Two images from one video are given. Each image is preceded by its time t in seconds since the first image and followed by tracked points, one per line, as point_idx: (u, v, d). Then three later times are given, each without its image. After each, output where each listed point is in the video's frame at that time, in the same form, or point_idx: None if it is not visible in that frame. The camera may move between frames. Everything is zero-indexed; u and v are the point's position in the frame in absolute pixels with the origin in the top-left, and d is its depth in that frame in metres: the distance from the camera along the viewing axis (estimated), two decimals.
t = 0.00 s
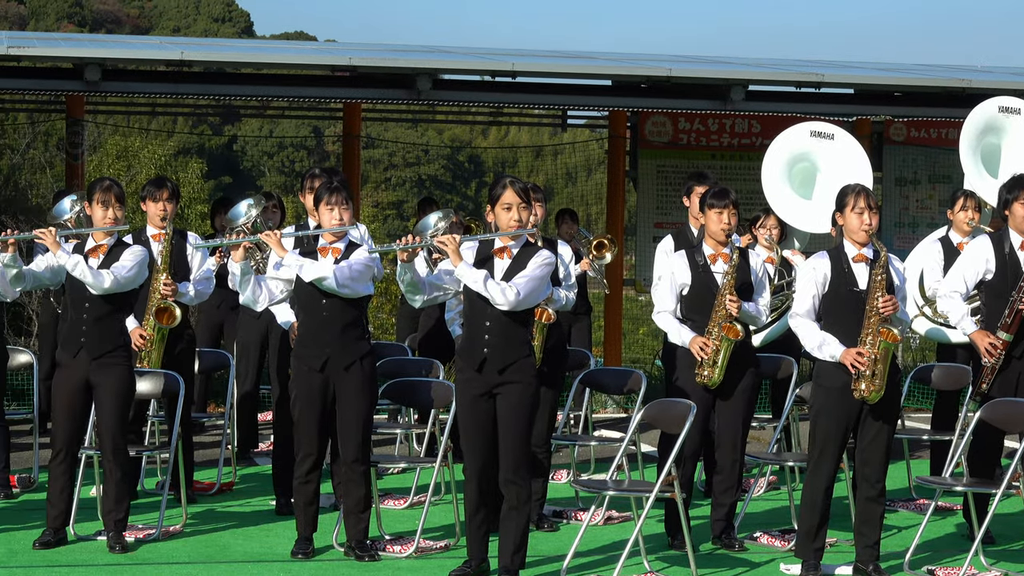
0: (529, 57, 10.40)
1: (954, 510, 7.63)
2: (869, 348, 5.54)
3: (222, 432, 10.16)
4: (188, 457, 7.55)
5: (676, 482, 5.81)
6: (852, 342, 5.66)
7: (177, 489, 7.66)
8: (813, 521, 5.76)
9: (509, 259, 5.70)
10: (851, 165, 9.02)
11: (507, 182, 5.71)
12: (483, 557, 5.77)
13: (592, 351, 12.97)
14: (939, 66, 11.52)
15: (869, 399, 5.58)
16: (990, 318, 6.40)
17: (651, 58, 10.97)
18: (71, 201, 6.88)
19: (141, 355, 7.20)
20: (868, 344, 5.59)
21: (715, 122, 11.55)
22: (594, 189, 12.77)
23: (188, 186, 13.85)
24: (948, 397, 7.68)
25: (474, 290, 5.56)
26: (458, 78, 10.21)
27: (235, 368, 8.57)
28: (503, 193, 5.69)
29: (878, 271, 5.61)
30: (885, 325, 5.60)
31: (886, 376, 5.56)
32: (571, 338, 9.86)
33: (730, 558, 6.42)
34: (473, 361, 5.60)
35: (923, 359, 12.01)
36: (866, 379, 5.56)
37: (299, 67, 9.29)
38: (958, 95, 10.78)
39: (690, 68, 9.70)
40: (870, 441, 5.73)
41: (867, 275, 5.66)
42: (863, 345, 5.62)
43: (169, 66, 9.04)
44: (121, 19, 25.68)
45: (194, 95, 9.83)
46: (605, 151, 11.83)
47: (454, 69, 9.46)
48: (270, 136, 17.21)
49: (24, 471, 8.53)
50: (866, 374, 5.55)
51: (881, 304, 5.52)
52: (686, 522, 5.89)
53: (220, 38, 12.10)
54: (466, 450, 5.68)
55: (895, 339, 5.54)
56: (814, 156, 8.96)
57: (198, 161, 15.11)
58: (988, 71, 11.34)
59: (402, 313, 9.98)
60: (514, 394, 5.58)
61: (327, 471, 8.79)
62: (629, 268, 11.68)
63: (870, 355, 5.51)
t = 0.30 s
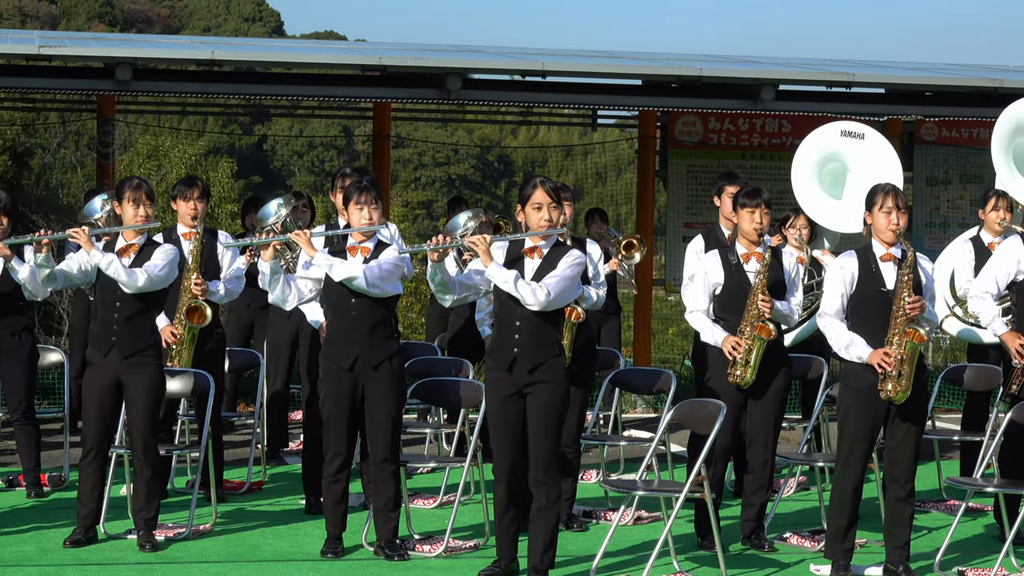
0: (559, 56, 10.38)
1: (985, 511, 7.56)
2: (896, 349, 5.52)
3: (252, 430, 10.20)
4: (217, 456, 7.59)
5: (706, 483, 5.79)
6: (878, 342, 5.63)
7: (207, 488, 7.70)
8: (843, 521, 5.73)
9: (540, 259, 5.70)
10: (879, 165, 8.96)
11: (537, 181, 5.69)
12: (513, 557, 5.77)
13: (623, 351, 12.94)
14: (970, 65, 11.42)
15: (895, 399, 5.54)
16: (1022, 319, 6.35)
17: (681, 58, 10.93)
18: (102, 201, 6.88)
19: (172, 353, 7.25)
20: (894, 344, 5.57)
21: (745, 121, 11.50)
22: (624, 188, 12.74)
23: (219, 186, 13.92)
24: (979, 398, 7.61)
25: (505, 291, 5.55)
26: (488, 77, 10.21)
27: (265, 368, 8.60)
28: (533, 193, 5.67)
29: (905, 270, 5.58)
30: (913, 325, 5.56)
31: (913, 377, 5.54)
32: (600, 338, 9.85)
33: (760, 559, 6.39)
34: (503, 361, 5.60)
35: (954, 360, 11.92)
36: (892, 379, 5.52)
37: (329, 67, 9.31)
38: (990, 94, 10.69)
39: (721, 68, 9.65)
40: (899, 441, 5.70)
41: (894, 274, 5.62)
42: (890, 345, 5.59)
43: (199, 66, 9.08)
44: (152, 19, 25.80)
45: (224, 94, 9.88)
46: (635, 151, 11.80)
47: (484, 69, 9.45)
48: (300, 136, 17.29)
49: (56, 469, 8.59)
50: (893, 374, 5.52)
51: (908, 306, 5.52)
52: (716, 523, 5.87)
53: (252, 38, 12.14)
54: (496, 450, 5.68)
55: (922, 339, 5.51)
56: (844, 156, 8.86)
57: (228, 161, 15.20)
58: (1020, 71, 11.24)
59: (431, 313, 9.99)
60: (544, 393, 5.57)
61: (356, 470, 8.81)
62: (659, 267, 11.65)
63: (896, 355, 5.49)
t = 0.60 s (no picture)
0: (584, 56, 10.36)
1: (1012, 511, 7.50)
2: (918, 348, 5.50)
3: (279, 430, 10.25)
4: (243, 455, 7.62)
5: (732, 483, 5.76)
6: (900, 341, 5.60)
7: (233, 487, 7.73)
8: (867, 521, 5.70)
9: (566, 259, 5.69)
10: (906, 166, 8.98)
11: (563, 181, 5.68)
12: (538, 556, 5.77)
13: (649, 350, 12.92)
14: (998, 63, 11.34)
15: (918, 398, 5.50)
16: None
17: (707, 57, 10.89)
18: (128, 200, 6.93)
19: (197, 352, 7.30)
20: (917, 344, 5.54)
21: (771, 121, 11.46)
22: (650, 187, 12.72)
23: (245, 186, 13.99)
24: (1006, 399, 7.54)
25: (531, 290, 5.55)
26: (513, 77, 10.21)
27: (291, 367, 8.64)
28: (559, 193, 5.66)
29: (927, 269, 5.54)
30: (934, 323, 5.53)
31: (936, 375, 5.50)
32: (626, 337, 9.83)
33: (787, 559, 6.36)
34: (529, 360, 5.60)
35: (981, 360, 11.85)
36: (915, 379, 5.48)
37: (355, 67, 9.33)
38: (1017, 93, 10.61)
39: (747, 67, 9.61)
40: (923, 440, 5.65)
41: (916, 273, 5.59)
42: (912, 344, 5.56)
43: (226, 65, 9.13)
44: (178, 19, 25.94)
45: (252, 94, 9.94)
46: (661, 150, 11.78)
47: (509, 69, 9.45)
48: (326, 136, 17.36)
49: (84, 468, 8.65)
50: (915, 373, 5.48)
51: (929, 304, 5.47)
52: (742, 523, 5.84)
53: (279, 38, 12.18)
54: (522, 450, 5.68)
55: (944, 338, 5.48)
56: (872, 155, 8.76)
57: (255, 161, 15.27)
58: None
59: (456, 312, 9.99)
60: (570, 393, 5.57)
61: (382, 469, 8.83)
62: (685, 267, 11.62)
63: (918, 354, 5.45)
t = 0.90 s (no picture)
0: (611, 55, 10.34)
1: None
2: (944, 347, 5.45)
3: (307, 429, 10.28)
4: (271, 455, 7.65)
5: (760, 483, 5.73)
6: (926, 341, 5.55)
7: (261, 487, 7.76)
8: (895, 522, 5.66)
9: (593, 259, 5.68)
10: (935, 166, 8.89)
11: (590, 181, 5.67)
12: (566, 556, 5.76)
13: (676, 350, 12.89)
14: None
15: (945, 398, 5.45)
16: None
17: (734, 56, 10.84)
18: (156, 202, 6.90)
19: (225, 352, 7.36)
20: (943, 343, 5.49)
21: (799, 120, 11.41)
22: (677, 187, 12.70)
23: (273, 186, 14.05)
24: None
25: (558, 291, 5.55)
26: (540, 77, 10.20)
27: (319, 367, 8.67)
28: (587, 193, 5.64)
29: (953, 268, 5.47)
30: (960, 323, 5.47)
31: (962, 374, 5.44)
32: (653, 337, 9.82)
33: (815, 559, 6.33)
34: (556, 360, 5.59)
35: (1009, 360, 11.76)
36: (941, 378, 5.43)
37: (382, 68, 9.35)
38: None
39: (774, 67, 9.56)
40: (950, 440, 5.60)
41: (941, 273, 5.53)
42: (938, 344, 5.51)
43: (254, 66, 9.15)
44: (206, 19, 26.09)
45: (279, 94, 9.96)
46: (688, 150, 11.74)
47: (536, 69, 9.44)
48: (353, 136, 17.41)
49: (113, 468, 8.69)
50: (941, 373, 5.43)
51: (954, 303, 5.41)
52: (770, 522, 5.80)
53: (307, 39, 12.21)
54: (550, 450, 5.67)
55: (969, 337, 5.44)
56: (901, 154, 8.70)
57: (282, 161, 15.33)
58: None
59: (483, 312, 10.00)
60: (597, 393, 5.56)
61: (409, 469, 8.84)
62: (712, 266, 11.58)
63: (944, 353, 5.40)
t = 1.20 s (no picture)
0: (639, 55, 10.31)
1: None
2: (970, 348, 5.39)
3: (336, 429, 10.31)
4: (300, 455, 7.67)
5: (789, 483, 5.71)
6: (952, 341, 5.50)
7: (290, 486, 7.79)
8: (924, 522, 5.62)
9: (622, 258, 5.66)
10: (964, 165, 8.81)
11: (619, 180, 5.68)
12: (595, 556, 5.74)
13: (705, 350, 12.86)
14: None
15: (971, 399, 5.41)
16: None
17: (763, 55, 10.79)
18: (187, 201, 7.06)
19: (254, 353, 7.36)
20: (969, 344, 5.43)
21: (828, 119, 11.35)
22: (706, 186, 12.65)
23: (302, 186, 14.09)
24: None
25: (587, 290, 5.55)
26: (568, 77, 10.18)
27: (348, 367, 8.68)
28: (615, 192, 5.66)
29: (979, 269, 5.44)
30: (987, 324, 5.40)
31: (989, 376, 5.40)
32: (682, 337, 9.79)
33: (845, 560, 6.29)
34: (585, 360, 5.58)
35: None
36: (968, 379, 5.39)
37: (410, 68, 9.36)
38: None
39: (803, 66, 9.51)
40: (980, 440, 5.56)
41: (968, 273, 5.50)
42: (965, 345, 5.46)
43: (283, 66, 9.17)
44: (236, 20, 26.21)
45: (308, 94, 9.99)
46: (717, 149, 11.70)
47: (564, 69, 9.43)
48: (382, 136, 17.44)
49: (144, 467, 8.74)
50: (968, 374, 5.39)
51: (981, 304, 5.36)
52: (800, 522, 5.77)
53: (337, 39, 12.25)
54: (579, 449, 5.66)
55: (996, 339, 5.33)
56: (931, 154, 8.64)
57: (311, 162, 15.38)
58: None
59: (512, 313, 10.00)
60: (626, 393, 5.54)
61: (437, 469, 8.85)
62: (741, 266, 11.53)
63: (970, 355, 5.36)
